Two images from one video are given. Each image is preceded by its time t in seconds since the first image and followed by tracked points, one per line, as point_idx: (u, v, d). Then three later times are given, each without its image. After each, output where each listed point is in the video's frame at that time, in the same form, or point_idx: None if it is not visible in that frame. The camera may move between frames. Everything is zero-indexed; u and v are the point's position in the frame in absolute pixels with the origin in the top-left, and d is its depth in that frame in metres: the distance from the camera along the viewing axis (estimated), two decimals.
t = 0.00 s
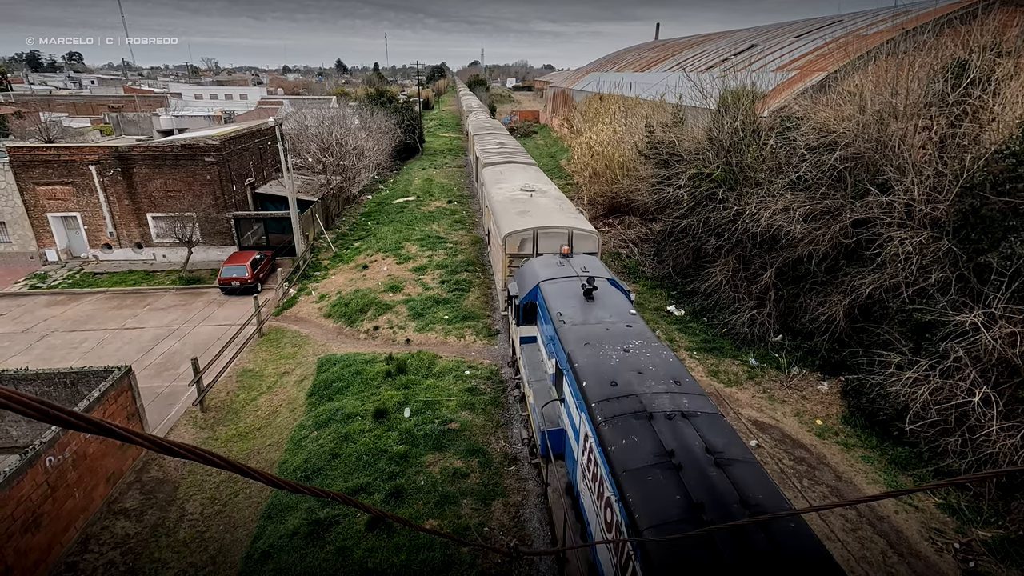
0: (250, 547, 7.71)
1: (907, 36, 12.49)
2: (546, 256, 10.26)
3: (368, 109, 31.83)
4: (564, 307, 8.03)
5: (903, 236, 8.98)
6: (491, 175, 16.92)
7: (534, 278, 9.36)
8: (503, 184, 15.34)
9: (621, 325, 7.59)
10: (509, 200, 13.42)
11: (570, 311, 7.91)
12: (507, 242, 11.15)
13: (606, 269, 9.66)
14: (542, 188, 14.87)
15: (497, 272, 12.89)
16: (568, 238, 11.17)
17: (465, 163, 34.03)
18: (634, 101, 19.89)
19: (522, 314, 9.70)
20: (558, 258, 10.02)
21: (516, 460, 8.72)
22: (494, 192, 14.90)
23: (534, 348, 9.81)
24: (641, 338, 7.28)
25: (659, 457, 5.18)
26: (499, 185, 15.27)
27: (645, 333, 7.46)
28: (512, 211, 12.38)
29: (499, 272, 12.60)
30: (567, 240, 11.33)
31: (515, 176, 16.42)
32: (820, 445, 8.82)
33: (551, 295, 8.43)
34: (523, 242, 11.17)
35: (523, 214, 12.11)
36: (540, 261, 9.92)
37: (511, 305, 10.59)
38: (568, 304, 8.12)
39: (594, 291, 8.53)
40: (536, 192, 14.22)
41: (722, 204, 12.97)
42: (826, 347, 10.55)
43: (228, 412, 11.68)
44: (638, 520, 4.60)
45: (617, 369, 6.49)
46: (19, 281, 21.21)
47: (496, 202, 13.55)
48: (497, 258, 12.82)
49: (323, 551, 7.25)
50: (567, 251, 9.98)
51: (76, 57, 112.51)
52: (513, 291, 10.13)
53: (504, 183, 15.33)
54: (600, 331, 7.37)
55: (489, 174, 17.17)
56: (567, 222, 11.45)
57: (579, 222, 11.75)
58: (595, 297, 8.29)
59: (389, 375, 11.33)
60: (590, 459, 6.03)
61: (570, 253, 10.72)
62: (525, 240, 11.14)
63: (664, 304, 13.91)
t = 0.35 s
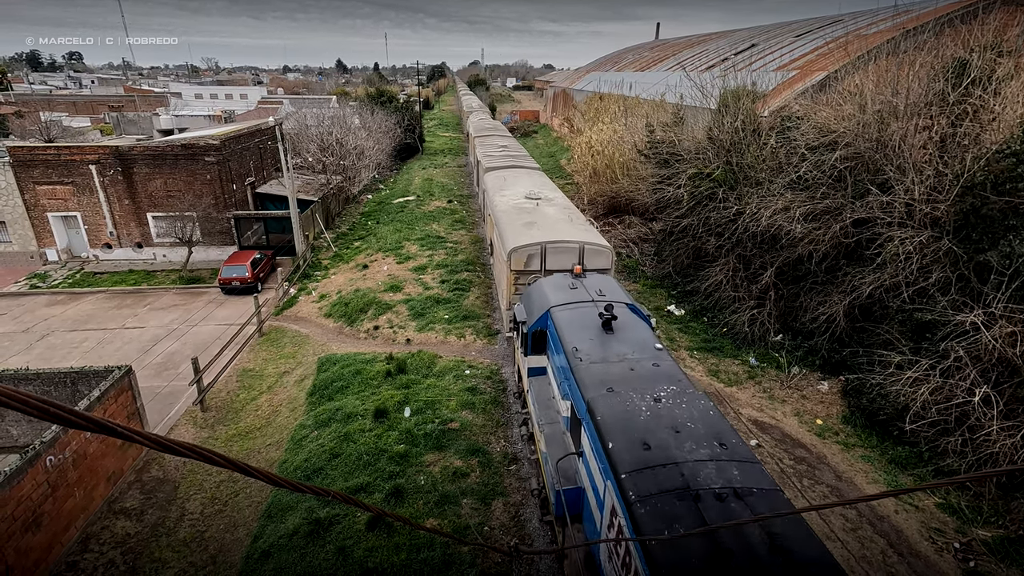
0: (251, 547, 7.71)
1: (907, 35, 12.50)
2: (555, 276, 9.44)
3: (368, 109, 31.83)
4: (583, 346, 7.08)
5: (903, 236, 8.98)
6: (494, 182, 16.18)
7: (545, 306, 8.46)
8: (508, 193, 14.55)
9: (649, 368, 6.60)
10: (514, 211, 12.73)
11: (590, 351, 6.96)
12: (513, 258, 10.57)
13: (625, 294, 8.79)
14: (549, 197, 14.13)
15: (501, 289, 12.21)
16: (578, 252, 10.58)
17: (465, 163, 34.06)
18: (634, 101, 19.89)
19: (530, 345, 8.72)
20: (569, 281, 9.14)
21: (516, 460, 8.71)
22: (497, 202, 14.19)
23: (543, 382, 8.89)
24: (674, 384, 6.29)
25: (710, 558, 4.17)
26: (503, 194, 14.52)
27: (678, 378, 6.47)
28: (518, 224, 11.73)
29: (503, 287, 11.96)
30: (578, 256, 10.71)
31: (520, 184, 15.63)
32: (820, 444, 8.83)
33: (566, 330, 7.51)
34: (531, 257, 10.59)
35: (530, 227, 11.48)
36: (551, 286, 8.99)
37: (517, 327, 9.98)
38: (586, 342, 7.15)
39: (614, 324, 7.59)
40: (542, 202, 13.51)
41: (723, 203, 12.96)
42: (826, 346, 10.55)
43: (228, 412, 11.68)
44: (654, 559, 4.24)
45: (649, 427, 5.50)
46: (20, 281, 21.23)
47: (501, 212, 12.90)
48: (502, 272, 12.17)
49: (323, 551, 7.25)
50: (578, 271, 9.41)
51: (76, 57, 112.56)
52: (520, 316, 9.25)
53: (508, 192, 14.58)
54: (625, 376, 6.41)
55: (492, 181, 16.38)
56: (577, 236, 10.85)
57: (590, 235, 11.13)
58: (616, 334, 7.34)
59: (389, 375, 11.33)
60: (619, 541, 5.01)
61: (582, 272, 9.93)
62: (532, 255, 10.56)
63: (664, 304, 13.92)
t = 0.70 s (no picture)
0: (251, 546, 7.72)
1: (907, 35, 12.50)
2: (567, 302, 8.44)
3: (368, 108, 31.85)
4: (604, 396, 6.05)
5: (903, 235, 8.99)
6: (496, 189, 15.06)
7: (558, 340, 7.39)
8: (511, 201, 13.50)
9: (684, 424, 5.56)
10: (518, 223, 11.65)
11: (613, 403, 5.94)
12: (520, 276, 9.48)
13: (647, 325, 7.69)
14: (555, 207, 13.14)
15: (505, 310, 11.01)
16: (592, 270, 9.65)
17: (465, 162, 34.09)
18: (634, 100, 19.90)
19: (540, 383, 7.60)
20: (582, 311, 8.10)
21: (516, 460, 8.71)
22: (499, 210, 13.18)
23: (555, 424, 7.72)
24: (717, 447, 5.26)
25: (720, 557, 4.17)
26: (506, 202, 13.45)
27: (719, 437, 5.44)
28: (523, 238, 10.67)
29: (506, 307, 10.87)
30: (590, 273, 9.75)
31: (525, 191, 14.57)
32: (820, 444, 8.83)
33: (583, 373, 6.47)
34: (539, 276, 9.54)
35: (536, 241, 10.46)
36: (564, 316, 7.94)
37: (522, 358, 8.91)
38: (607, 391, 6.12)
39: (639, 365, 6.55)
40: (550, 212, 12.48)
41: (722, 203, 12.96)
42: (826, 346, 10.56)
43: (228, 412, 11.68)
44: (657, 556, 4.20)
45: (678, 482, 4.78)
46: (20, 281, 21.23)
47: (504, 224, 11.82)
48: (504, 290, 11.10)
49: (323, 551, 7.25)
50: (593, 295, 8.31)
51: (76, 57, 112.57)
52: (527, 347, 8.08)
53: (512, 200, 13.51)
54: (657, 436, 5.37)
55: (494, 187, 15.28)
56: (589, 252, 9.89)
57: (603, 251, 10.17)
58: (641, 379, 6.31)
59: (389, 375, 11.32)
60: None
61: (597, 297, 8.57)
62: (541, 273, 9.52)
63: (664, 304, 13.92)
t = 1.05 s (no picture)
0: (251, 546, 7.72)
1: (907, 34, 12.49)
2: (582, 334, 7.60)
3: (368, 108, 31.86)
4: (634, 463, 5.20)
5: (903, 235, 8.98)
6: (499, 197, 14.07)
7: (576, 385, 6.51)
8: (516, 211, 12.59)
9: (732, 505, 4.74)
10: (525, 237, 10.76)
11: (646, 473, 5.09)
12: (528, 300, 8.61)
13: (676, 364, 6.85)
14: (563, 218, 12.24)
15: (510, 336, 10.13)
16: (608, 291, 8.74)
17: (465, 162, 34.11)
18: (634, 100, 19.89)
19: (554, 432, 6.71)
20: (600, 345, 7.21)
21: (516, 459, 8.71)
22: (502, 221, 12.24)
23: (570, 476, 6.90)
24: (775, 539, 4.45)
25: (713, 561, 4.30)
26: (511, 212, 12.55)
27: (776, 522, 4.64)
28: (531, 255, 9.77)
29: (512, 330, 10.03)
30: (606, 296, 8.83)
31: (530, 199, 13.58)
32: (820, 443, 8.84)
33: (607, 430, 5.59)
34: (550, 299, 8.67)
35: (546, 259, 9.53)
36: (580, 354, 7.05)
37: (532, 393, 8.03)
38: (639, 457, 5.27)
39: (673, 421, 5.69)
40: (558, 224, 11.59)
41: (723, 203, 12.95)
42: (826, 346, 10.56)
43: (229, 412, 11.67)
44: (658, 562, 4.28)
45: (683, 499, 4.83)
46: (20, 281, 21.24)
47: (510, 238, 10.93)
48: (511, 311, 10.24)
49: (323, 550, 7.25)
50: (614, 325, 7.44)
51: (75, 57, 112.55)
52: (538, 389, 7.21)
53: (517, 209, 12.59)
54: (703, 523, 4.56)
55: (497, 195, 14.28)
56: (604, 272, 9.00)
57: (618, 270, 9.27)
58: (676, 440, 5.44)
59: (389, 374, 11.32)
60: None
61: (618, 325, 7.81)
62: (552, 296, 8.66)
63: (663, 303, 13.93)
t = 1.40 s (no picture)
0: (251, 546, 7.73)
1: (908, 34, 12.49)
2: (604, 379, 6.66)
3: (368, 108, 31.87)
4: (678, 562, 4.21)
5: (904, 235, 8.98)
6: (503, 206, 12.85)
7: (599, 445, 5.57)
8: (521, 222, 11.42)
9: None
10: (532, 253, 9.63)
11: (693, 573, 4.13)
12: (538, 329, 7.50)
13: (717, 420, 5.88)
14: (573, 230, 11.08)
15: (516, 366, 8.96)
16: (628, 318, 7.63)
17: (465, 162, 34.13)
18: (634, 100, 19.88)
19: (573, 498, 5.84)
20: (625, 393, 6.30)
21: (516, 459, 8.71)
22: (505, 232, 11.20)
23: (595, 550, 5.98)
24: None
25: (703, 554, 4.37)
26: (515, 222, 11.43)
27: None
28: (540, 275, 8.65)
29: (518, 359, 8.86)
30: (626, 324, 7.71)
31: (536, 210, 12.40)
32: (820, 443, 8.83)
33: (641, 512, 4.65)
34: (562, 328, 7.55)
35: (556, 280, 8.40)
36: (602, 405, 6.13)
37: (546, 445, 7.19)
38: (682, 552, 4.30)
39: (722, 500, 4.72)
40: (568, 238, 10.44)
41: (723, 202, 12.94)
42: (827, 345, 10.56)
43: (229, 411, 11.68)
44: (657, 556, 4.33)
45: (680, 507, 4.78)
46: (21, 280, 21.27)
47: (515, 253, 9.81)
48: (517, 338, 9.10)
49: (324, 550, 7.26)
50: (639, 366, 6.63)
51: (76, 56, 112.65)
52: (554, 444, 6.27)
53: (522, 220, 11.47)
54: None
55: (501, 204, 13.11)
56: (623, 296, 7.91)
57: (639, 294, 8.17)
58: (727, 527, 4.47)
59: (390, 374, 11.34)
60: None
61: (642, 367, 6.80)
62: (565, 325, 7.54)
63: (664, 303, 13.94)
